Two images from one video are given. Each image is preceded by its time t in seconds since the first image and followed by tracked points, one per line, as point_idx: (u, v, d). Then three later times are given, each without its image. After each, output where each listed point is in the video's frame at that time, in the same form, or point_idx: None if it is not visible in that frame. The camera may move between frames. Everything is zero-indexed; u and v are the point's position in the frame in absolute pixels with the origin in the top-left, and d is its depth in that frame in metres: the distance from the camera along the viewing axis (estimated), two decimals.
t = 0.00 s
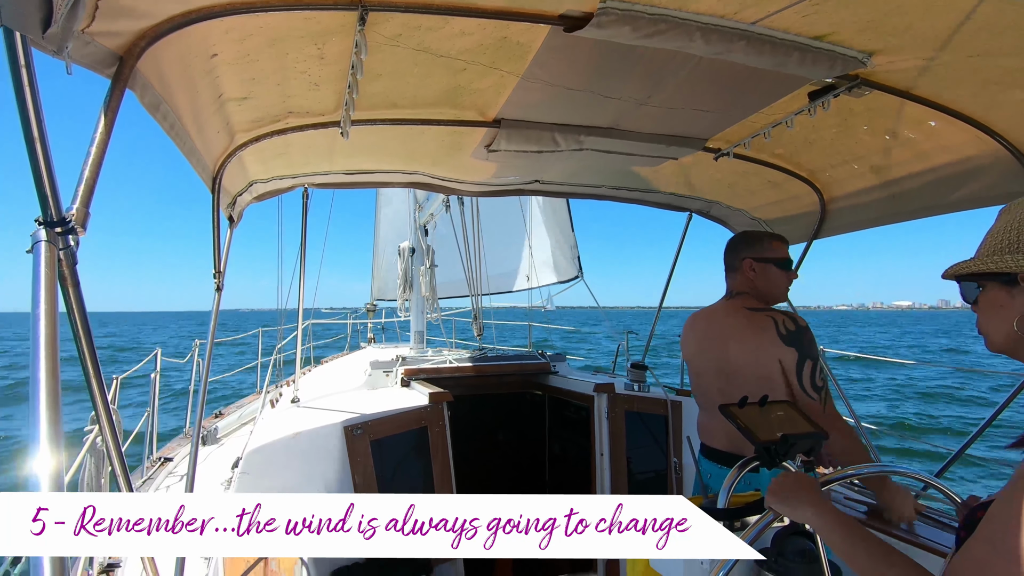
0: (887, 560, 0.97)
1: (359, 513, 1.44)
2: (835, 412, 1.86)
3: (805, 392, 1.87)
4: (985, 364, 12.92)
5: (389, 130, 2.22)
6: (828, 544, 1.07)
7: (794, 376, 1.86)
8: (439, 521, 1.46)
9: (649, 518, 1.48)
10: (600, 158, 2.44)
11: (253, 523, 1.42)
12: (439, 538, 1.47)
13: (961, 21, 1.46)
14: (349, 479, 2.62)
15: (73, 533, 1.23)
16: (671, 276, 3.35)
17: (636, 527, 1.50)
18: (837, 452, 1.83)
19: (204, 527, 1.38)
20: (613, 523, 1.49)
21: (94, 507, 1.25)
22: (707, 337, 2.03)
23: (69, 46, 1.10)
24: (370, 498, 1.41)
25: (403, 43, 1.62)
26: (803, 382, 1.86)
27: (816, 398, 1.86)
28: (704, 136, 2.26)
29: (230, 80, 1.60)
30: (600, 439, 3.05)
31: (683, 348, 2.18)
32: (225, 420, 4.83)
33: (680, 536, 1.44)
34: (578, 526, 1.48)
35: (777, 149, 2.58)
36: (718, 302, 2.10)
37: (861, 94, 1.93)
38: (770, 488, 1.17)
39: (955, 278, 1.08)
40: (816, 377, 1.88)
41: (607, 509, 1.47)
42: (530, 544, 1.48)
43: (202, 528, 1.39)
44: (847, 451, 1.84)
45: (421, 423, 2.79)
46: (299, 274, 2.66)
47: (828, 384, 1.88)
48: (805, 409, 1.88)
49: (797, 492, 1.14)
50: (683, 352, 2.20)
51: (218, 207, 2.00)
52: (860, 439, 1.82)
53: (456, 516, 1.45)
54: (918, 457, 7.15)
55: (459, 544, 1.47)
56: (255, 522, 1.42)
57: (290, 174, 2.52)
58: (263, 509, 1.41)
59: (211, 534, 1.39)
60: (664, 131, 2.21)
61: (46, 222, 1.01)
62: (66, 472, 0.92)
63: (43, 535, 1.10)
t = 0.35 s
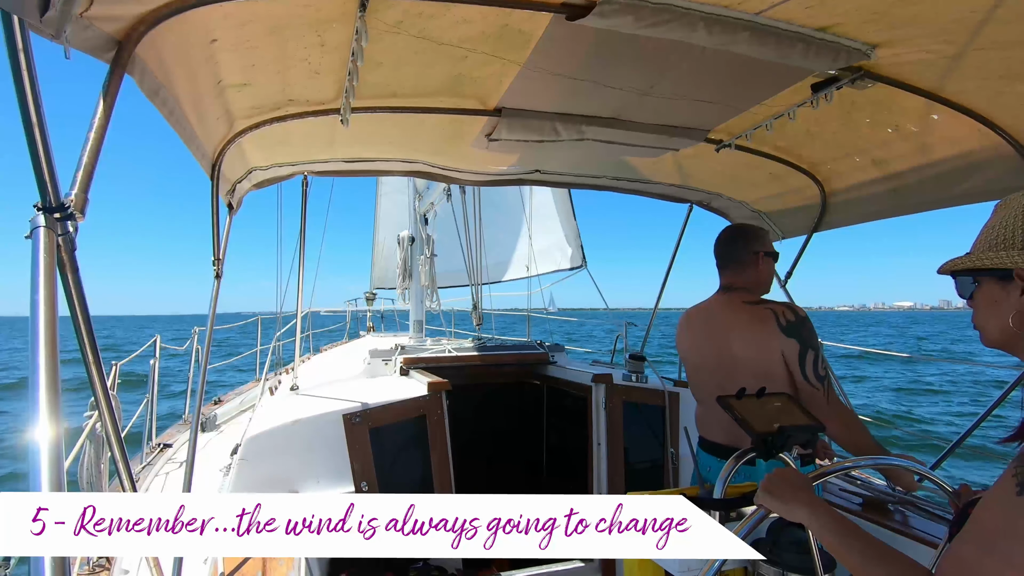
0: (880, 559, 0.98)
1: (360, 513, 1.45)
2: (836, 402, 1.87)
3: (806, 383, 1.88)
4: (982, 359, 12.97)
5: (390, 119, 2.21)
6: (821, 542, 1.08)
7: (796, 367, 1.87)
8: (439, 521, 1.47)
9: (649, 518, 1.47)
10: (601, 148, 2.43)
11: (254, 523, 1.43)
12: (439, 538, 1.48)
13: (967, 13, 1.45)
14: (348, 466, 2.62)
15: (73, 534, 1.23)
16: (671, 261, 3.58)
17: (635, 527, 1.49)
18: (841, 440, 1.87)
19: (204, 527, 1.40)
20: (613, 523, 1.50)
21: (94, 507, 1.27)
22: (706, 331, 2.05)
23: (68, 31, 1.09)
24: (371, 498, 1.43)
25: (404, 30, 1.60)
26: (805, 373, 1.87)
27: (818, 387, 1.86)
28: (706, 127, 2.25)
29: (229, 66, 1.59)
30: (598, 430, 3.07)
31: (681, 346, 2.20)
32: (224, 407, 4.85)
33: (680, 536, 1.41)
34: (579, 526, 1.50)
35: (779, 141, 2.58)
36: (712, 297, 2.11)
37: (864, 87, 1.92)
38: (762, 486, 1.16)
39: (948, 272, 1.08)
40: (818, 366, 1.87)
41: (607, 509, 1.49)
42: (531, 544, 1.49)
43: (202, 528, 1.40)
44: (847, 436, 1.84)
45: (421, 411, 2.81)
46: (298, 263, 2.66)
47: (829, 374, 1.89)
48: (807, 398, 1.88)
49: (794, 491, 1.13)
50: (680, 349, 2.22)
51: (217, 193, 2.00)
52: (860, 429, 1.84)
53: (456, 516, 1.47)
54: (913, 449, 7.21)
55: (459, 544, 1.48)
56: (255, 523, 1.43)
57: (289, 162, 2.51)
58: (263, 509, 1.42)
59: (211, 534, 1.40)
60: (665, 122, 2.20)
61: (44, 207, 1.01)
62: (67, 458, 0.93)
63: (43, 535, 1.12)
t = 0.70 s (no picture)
0: (878, 559, 0.99)
1: (360, 513, 1.46)
2: (846, 394, 1.84)
3: (816, 373, 1.84)
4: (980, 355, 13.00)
5: (389, 114, 2.21)
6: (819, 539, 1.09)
7: (805, 357, 1.83)
8: (439, 521, 1.47)
9: (649, 518, 1.47)
10: (601, 143, 2.43)
11: (253, 523, 1.43)
12: (439, 538, 1.48)
13: (968, 8, 1.44)
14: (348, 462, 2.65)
15: (74, 533, 1.24)
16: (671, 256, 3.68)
17: (636, 527, 1.49)
18: (850, 432, 1.84)
19: (204, 526, 1.40)
20: (613, 523, 1.51)
21: (95, 507, 1.27)
22: (712, 325, 2.05)
23: (65, 24, 1.09)
24: (371, 498, 1.44)
25: (403, 25, 1.59)
26: (815, 363, 1.82)
27: (828, 377, 1.82)
28: (706, 122, 2.25)
29: (228, 60, 1.58)
30: (597, 425, 3.08)
31: (682, 343, 2.20)
32: (223, 401, 4.86)
33: (680, 536, 1.41)
34: (578, 526, 1.50)
35: (779, 137, 2.57)
36: (715, 293, 2.11)
37: (864, 82, 1.91)
38: (759, 481, 1.18)
39: (941, 264, 1.09)
40: (829, 355, 1.83)
41: (607, 509, 1.50)
42: (531, 543, 1.50)
43: (202, 528, 1.40)
44: (860, 435, 1.82)
45: (420, 406, 2.82)
46: (297, 259, 2.66)
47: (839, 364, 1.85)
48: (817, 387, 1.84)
49: (790, 487, 1.14)
50: (680, 348, 2.22)
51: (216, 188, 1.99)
52: (871, 422, 1.80)
53: (456, 516, 1.48)
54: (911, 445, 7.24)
55: (459, 544, 1.48)
56: (255, 522, 1.43)
57: (288, 157, 2.50)
58: (263, 509, 1.43)
59: (211, 534, 1.41)
60: (665, 117, 2.19)
61: (42, 202, 1.01)
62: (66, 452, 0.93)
63: (43, 535, 1.13)
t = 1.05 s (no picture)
0: (875, 559, 0.99)
1: (360, 512, 1.46)
2: (853, 393, 1.82)
3: (822, 371, 1.82)
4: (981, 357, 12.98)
5: (388, 119, 2.21)
6: (819, 541, 1.08)
7: (811, 356, 1.82)
8: (439, 521, 1.47)
9: (649, 518, 1.47)
10: (599, 147, 2.43)
11: (254, 523, 1.42)
12: (439, 538, 1.47)
13: (964, 9, 1.45)
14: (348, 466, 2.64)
15: (73, 533, 1.24)
16: (670, 260, 3.56)
17: (636, 527, 1.49)
18: (858, 433, 1.81)
19: (204, 526, 1.39)
20: (613, 523, 1.50)
21: (95, 507, 1.27)
22: (717, 327, 2.05)
23: (64, 32, 1.09)
24: (371, 498, 1.43)
25: (401, 30, 1.60)
26: (820, 361, 1.81)
27: (833, 374, 1.80)
28: (704, 126, 2.25)
29: (228, 66, 1.59)
30: (597, 428, 3.07)
31: (686, 346, 2.19)
32: (223, 408, 4.85)
33: (680, 536, 1.41)
34: (579, 526, 1.49)
35: (777, 139, 2.58)
36: (722, 294, 2.10)
37: (861, 84, 1.92)
38: (759, 483, 1.17)
39: (941, 260, 1.09)
40: (835, 353, 1.82)
41: (607, 509, 1.49)
42: (531, 544, 1.49)
43: (202, 527, 1.39)
44: (865, 436, 1.80)
45: (420, 412, 2.80)
46: (297, 264, 2.66)
47: (845, 363, 1.83)
48: (822, 384, 1.82)
49: (791, 488, 1.14)
50: (685, 351, 2.21)
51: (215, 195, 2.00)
52: (878, 423, 1.78)
53: (456, 516, 1.47)
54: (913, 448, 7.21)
55: (459, 544, 1.48)
56: (255, 522, 1.42)
57: (287, 163, 2.51)
58: (263, 509, 1.42)
59: (211, 534, 1.40)
60: (663, 120, 2.20)
61: (42, 209, 1.01)
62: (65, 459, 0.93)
63: (44, 534, 1.12)
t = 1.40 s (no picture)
0: (875, 561, 0.97)
1: (360, 512, 1.45)
2: (860, 397, 1.82)
3: (828, 375, 1.82)
4: (983, 362, 12.93)
5: (387, 129, 2.22)
6: (823, 547, 1.07)
7: (817, 359, 1.82)
8: (439, 521, 1.45)
9: (649, 518, 1.46)
10: (597, 155, 2.44)
11: (254, 522, 1.42)
12: (439, 538, 1.46)
13: (959, 15, 1.46)
14: (349, 477, 2.62)
15: (73, 533, 1.22)
16: (671, 266, 3.55)
17: (636, 527, 1.49)
18: (865, 439, 1.80)
19: (204, 527, 1.38)
20: (613, 523, 1.49)
21: (95, 507, 1.25)
22: (720, 334, 2.04)
23: (65, 46, 1.09)
24: (370, 498, 1.42)
25: (400, 41, 1.61)
26: (826, 364, 1.81)
27: (839, 377, 1.80)
28: (702, 133, 2.26)
29: (227, 78, 1.60)
30: (599, 436, 3.06)
31: (689, 354, 2.17)
32: (223, 421, 4.83)
33: (680, 536, 1.40)
34: (578, 526, 1.49)
35: (774, 146, 2.59)
36: (726, 300, 2.09)
37: (858, 91, 1.93)
38: (763, 490, 1.17)
39: (954, 257, 1.09)
40: (840, 357, 1.82)
41: (607, 509, 1.48)
42: (531, 543, 1.49)
43: (202, 528, 1.38)
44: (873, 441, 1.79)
45: (421, 421, 2.79)
46: (297, 274, 2.66)
47: (850, 367, 1.83)
48: (829, 388, 1.82)
49: (793, 494, 1.13)
50: (688, 359, 2.20)
51: (216, 207, 2.00)
52: (886, 428, 1.77)
53: (456, 516, 1.45)
54: (916, 455, 7.15)
55: (460, 544, 1.47)
56: (255, 522, 1.42)
57: (287, 174, 2.51)
58: (263, 509, 1.41)
59: (210, 534, 1.39)
60: (661, 129, 2.21)
61: (42, 222, 1.01)
62: (65, 473, 0.92)
63: (43, 534, 1.10)
